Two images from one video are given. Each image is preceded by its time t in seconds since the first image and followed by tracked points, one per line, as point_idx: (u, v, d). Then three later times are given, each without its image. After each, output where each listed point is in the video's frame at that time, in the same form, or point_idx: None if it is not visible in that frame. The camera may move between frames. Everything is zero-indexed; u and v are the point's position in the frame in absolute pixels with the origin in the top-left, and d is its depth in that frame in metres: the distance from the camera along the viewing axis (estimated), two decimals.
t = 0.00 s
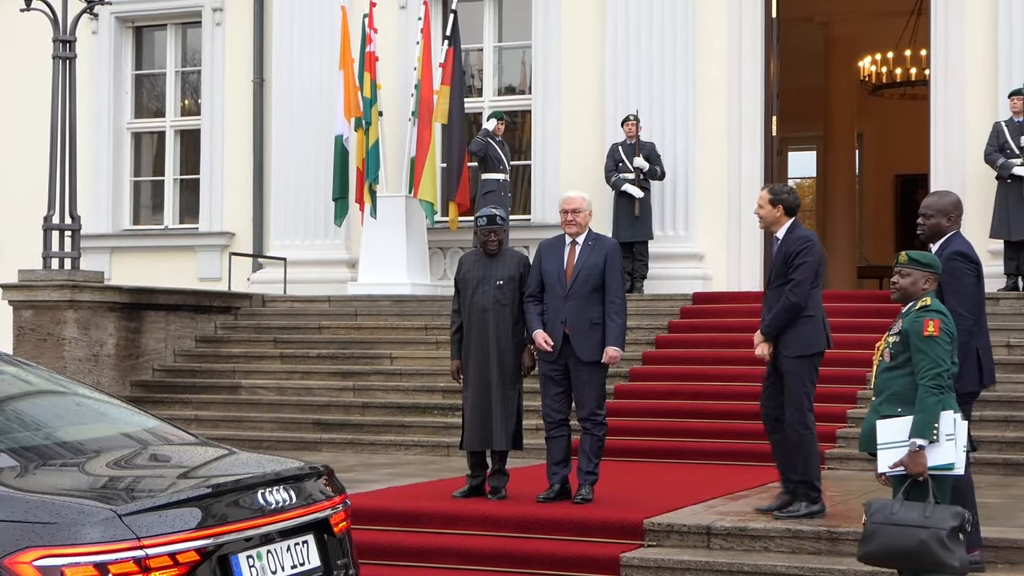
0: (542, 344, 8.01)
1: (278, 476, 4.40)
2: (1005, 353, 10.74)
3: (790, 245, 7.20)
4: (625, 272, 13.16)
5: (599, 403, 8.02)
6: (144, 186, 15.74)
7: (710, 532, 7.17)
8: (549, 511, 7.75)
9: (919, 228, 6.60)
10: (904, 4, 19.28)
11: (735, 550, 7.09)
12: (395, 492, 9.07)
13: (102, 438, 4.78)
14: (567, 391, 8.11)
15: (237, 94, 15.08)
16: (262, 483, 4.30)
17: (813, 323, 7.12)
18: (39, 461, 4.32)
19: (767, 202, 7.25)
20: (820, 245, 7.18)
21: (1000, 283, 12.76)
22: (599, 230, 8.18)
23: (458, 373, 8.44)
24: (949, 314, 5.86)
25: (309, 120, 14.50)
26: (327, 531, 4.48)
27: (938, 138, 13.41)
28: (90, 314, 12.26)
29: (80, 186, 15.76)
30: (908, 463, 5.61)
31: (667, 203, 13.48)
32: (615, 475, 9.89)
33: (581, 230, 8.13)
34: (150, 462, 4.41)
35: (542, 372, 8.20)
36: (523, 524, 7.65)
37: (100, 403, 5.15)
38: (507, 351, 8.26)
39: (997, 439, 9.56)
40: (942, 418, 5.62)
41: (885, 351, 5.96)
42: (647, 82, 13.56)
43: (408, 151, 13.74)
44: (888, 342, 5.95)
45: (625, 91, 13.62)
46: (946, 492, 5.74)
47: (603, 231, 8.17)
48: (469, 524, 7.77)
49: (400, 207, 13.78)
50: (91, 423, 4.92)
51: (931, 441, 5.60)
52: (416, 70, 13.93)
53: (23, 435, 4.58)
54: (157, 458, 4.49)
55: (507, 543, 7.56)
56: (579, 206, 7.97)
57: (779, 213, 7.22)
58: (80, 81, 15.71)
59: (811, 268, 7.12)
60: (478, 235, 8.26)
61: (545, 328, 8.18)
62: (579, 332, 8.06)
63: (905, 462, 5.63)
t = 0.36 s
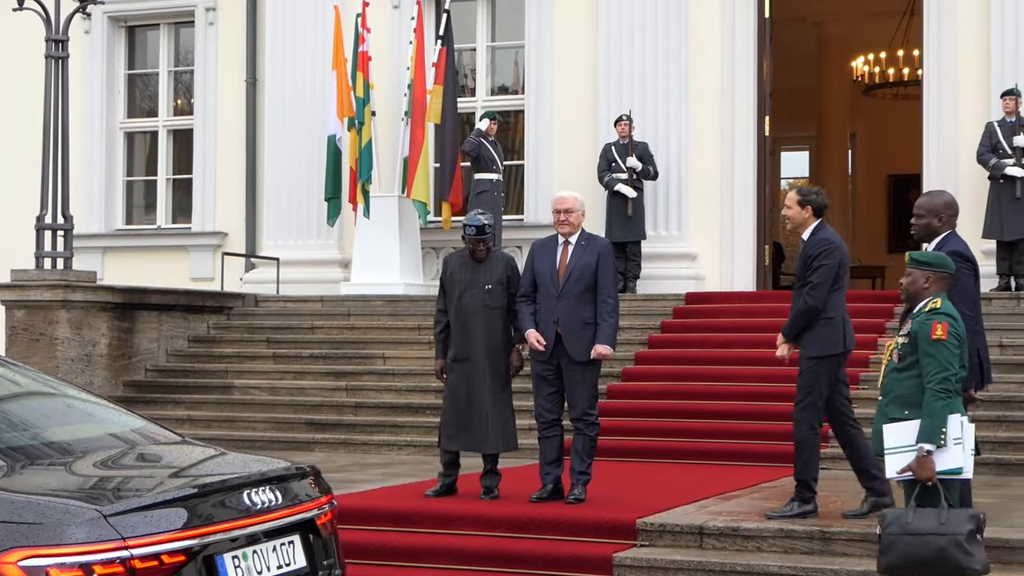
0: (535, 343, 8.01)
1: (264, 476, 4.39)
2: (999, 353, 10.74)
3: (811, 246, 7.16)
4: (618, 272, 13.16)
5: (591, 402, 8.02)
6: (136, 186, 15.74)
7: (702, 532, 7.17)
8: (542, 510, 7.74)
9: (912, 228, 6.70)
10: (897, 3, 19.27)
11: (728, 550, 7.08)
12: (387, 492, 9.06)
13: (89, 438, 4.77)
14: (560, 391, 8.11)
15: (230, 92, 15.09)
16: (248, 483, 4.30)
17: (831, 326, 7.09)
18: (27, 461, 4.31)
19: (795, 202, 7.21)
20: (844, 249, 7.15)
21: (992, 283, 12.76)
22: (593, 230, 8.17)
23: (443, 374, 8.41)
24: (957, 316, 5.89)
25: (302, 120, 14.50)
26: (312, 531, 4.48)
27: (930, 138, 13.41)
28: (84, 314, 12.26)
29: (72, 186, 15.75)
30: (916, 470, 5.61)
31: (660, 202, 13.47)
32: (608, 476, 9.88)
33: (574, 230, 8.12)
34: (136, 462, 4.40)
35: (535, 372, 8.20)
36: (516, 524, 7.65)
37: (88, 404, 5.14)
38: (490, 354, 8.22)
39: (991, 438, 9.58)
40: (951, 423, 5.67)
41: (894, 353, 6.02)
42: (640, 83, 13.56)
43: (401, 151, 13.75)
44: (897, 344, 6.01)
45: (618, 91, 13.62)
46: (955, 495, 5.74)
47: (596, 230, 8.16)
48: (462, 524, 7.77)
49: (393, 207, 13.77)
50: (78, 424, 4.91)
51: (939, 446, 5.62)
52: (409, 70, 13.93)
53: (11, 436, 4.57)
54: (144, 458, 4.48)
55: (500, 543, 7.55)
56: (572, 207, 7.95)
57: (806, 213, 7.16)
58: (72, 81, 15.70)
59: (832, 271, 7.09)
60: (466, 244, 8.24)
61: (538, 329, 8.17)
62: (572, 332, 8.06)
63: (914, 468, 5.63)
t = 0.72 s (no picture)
0: (526, 344, 8.03)
1: (235, 475, 4.38)
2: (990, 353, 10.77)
3: (839, 245, 7.12)
4: (610, 272, 13.16)
5: (583, 402, 8.01)
6: (128, 186, 15.72)
7: (694, 532, 7.17)
8: (534, 511, 7.74)
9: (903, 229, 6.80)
10: (890, 4, 19.30)
11: (720, 550, 7.08)
12: (378, 492, 9.05)
13: (63, 438, 4.76)
14: (552, 392, 8.11)
15: (222, 92, 15.08)
16: (218, 483, 4.29)
17: (866, 324, 7.06)
18: None
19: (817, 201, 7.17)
20: (871, 247, 7.13)
21: (985, 283, 12.79)
22: (584, 230, 8.17)
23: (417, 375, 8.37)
24: (967, 318, 5.95)
25: (295, 120, 14.50)
26: (283, 531, 4.46)
27: (923, 138, 13.43)
28: (75, 314, 12.22)
29: (64, 186, 15.73)
30: (930, 476, 5.71)
31: (652, 202, 13.49)
32: (600, 476, 9.88)
33: (566, 230, 8.12)
34: (107, 462, 4.39)
35: (526, 372, 8.20)
36: (508, 524, 7.65)
37: (65, 405, 5.13)
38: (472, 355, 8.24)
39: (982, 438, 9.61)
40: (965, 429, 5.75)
41: (905, 358, 6.07)
42: (633, 83, 13.57)
43: (393, 151, 13.75)
44: (907, 349, 6.06)
45: (610, 91, 13.63)
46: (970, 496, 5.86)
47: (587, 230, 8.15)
48: (454, 524, 7.77)
49: (385, 207, 13.77)
50: (53, 425, 4.90)
51: (953, 452, 5.70)
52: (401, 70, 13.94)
53: None
54: (116, 458, 4.47)
55: (493, 543, 7.54)
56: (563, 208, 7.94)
57: (830, 213, 7.13)
58: (64, 81, 15.69)
59: (861, 269, 7.06)
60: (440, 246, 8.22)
61: (529, 329, 8.18)
62: (563, 332, 8.06)
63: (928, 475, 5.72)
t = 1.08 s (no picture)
0: (515, 343, 8.02)
1: (190, 474, 4.38)
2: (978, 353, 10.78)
3: (854, 245, 7.08)
4: (600, 272, 13.17)
5: (572, 402, 8.00)
6: (118, 185, 15.71)
7: (684, 532, 7.18)
8: (523, 511, 7.73)
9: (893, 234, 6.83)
10: (879, 4, 19.33)
11: (710, 550, 7.09)
12: (367, 492, 9.03)
13: (22, 438, 4.75)
14: (541, 392, 8.10)
15: (212, 91, 15.07)
16: (173, 481, 4.29)
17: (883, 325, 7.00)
18: None
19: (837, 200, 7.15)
20: (889, 245, 7.06)
21: (974, 283, 12.80)
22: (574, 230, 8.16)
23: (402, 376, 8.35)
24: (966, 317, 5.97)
25: (285, 120, 14.50)
26: (238, 528, 4.46)
27: (912, 138, 13.46)
28: (64, 314, 12.20)
29: (53, 186, 15.71)
30: (923, 474, 5.73)
31: (642, 201, 13.50)
32: (590, 476, 9.88)
33: (556, 230, 8.11)
34: (64, 460, 4.39)
35: (516, 372, 8.19)
36: (498, 524, 7.63)
37: (24, 406, 5.13)
38: (456, 354, 8.23)
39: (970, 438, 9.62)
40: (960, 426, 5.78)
41: (903, 355, 6.11)
42: (622, 84, 13.58)
43: (383, 150, 13.76)
44: (906, 346, 6.10)
45: (599, 91, 13.64)
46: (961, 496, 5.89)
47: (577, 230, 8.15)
48: (443, 523, 7.76)
49: (375, 207, 13.77)
50: (11, 425, 4.89)
51: (947, 449, 5.73)
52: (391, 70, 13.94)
53: None
54: (74, 457, 4.46)
55: (482, 543, 7.53)
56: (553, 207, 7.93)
57: (848, 212, 7.10)
58: (54, 81, 15.68)
59: (877, 270, 7.00)
60: (424, 244, 8.23)
61: (518, 329, 8.17)
62: (551, 332, 8.05)
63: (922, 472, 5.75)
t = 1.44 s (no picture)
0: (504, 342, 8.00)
1: (130, 471, 4.56)
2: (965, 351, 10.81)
3: (858, 244, 7.10)
4: (589, 271, 13.18)
5: (561, 400, 8.00)
6: (106, 184, 15.68)
7: (672, 530, 7.18)
8: (512, 510, 7.72)
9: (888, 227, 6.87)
10: (868, 3, 19.34)
11: (698, 548, 7.11)
12: (355, 491, 9.03)
13: None
14: (530, 390, 8.09)
15: (200, 91, 15.06)
16: (112, 479, 4.46)
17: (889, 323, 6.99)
18: None
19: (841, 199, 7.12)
20: (893, 243, 7.07)
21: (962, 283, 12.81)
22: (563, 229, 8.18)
23: (404, 376, 8.34)
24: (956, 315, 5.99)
25: (274, 119, 14.49)
26: (175, 526, 4.63)
27: (900, 139, 13.47)
28: (52, 313, 12.19)
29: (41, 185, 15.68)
30: (914, 468, 5.75)
31: (631, 200, 13.50)
32: (578, 475, 9.88)
33: (545, 229, 8.10)
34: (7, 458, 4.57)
35: (504, 371, 8.18)
36: (486, 523, 7.62)
37: None
38: (458, 352, 8.24)
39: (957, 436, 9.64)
40: (951, 422, 5.80)
41: (892, 351, 6.14)
42: (611, 84, 13.57)
43: (371, 149, 13.77)
44: (895, 342, 6.12)
45: (588, 91, 13.63)
46: (951, 493, 5.90)
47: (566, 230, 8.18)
48: (431, 523, 7.73)
49: (364, 206, 13.77)
50: None
51: (937, 446, 5.74)
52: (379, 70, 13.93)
53: None
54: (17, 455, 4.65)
55: (470, 542, 7.52)
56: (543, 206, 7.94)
57: (853, 211, 7.09)
58: (41, 80, 15.65)
59: (880, 267, 7.01)
60: (425, 234, 8.29)
61: (507, 328, 8.17)
62: (540, 331, 8.03)
63: (913, 466, 5.77)
